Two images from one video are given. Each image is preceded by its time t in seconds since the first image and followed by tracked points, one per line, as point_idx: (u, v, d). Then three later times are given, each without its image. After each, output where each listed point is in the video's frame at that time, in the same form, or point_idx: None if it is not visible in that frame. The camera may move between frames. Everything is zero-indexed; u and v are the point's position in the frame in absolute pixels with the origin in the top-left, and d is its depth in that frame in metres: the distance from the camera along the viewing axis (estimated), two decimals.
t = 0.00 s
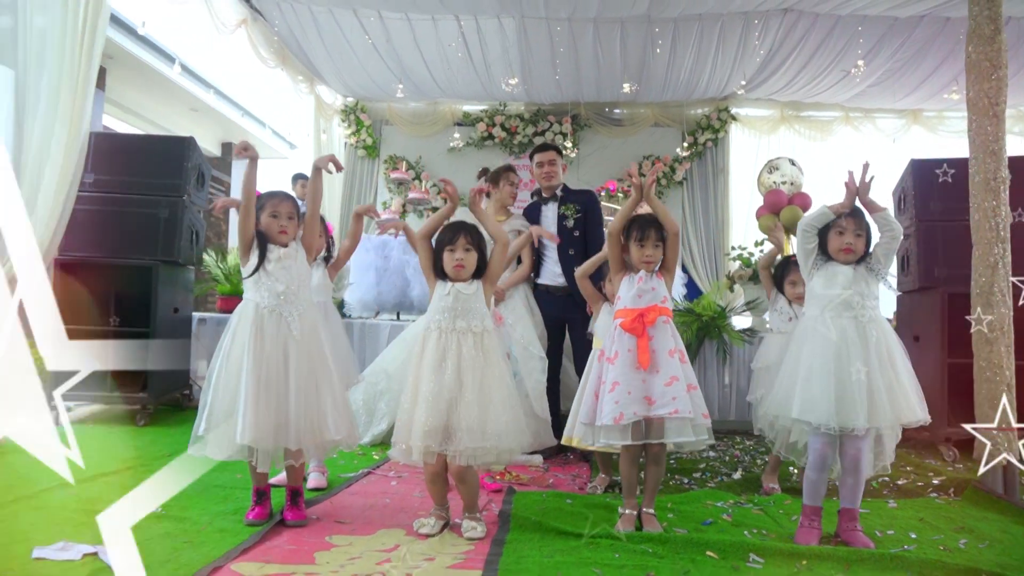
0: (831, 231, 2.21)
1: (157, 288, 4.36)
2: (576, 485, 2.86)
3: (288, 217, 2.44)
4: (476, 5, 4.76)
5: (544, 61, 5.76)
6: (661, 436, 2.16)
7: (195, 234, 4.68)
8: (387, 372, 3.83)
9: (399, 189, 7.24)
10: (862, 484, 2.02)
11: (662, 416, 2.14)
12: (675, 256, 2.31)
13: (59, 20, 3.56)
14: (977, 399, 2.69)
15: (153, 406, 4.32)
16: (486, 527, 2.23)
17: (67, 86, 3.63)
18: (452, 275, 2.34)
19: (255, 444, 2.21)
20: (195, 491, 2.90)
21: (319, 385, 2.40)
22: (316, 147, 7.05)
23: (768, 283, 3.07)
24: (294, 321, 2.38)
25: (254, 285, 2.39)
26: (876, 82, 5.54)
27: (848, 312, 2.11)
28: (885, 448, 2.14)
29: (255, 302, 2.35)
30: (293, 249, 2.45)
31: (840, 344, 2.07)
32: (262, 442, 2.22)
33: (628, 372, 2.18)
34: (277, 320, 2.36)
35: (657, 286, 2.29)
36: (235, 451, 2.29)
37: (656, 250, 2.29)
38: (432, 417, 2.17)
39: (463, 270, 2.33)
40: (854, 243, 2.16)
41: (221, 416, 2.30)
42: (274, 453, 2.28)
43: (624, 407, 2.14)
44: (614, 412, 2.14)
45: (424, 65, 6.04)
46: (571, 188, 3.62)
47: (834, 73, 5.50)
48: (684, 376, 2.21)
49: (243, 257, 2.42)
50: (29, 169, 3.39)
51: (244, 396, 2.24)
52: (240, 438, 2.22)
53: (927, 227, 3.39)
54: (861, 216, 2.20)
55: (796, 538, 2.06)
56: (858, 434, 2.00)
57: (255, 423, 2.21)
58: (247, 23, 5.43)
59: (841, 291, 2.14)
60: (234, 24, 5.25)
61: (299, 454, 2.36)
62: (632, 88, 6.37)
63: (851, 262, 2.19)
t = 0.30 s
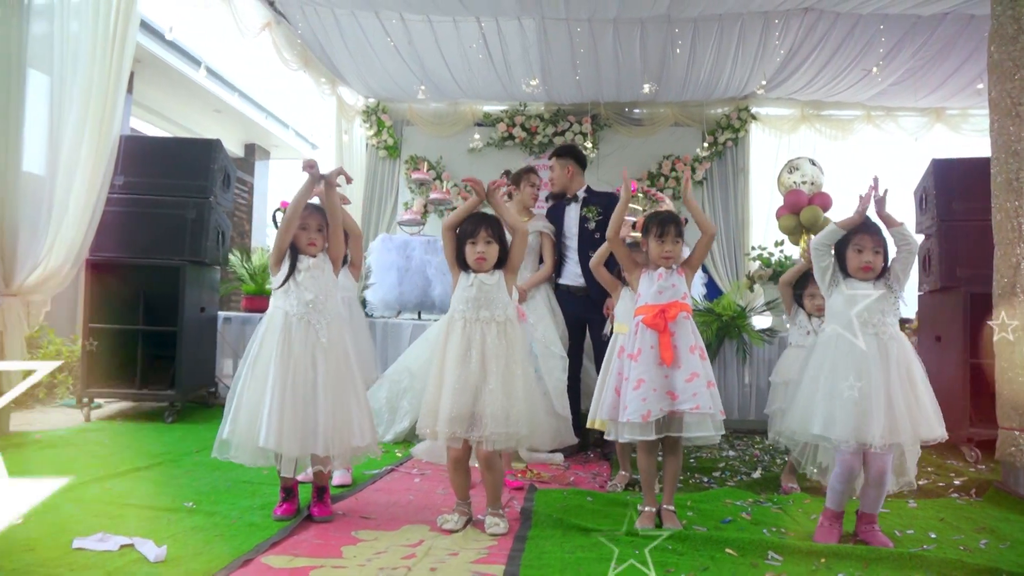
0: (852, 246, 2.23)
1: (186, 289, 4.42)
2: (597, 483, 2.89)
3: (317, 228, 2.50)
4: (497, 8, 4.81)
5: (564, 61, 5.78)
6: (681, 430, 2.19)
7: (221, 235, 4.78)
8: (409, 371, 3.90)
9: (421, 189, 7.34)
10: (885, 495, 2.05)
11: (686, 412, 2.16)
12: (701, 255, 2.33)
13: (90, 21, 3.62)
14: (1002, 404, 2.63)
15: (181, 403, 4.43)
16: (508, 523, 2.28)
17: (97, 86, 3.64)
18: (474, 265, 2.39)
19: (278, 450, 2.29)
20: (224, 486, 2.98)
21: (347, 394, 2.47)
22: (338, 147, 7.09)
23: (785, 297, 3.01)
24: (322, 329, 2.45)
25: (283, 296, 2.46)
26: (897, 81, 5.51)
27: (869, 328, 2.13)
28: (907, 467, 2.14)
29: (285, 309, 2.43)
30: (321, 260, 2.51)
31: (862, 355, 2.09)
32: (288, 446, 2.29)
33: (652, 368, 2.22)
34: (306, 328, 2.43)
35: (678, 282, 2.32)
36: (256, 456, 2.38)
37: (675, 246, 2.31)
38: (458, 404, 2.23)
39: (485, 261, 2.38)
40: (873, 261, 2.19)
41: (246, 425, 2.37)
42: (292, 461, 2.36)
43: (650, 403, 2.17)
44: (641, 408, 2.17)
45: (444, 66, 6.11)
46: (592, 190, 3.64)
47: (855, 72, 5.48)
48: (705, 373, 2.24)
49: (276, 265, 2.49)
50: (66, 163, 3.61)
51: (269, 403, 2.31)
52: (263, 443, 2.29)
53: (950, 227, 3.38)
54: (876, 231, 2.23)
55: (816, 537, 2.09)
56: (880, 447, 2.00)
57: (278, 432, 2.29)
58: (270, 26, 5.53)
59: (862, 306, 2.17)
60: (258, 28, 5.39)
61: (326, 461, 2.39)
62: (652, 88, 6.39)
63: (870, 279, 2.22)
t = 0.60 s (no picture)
0: (867, 233, 2.23)
1: (210, 289, 4.53)
2: (614, 482, 2.93)
3: (346, 222, 2.56)
4: (515, 10, 4.85)
5: (581, 63, 5.80)
6: (691, 435, 2.25)
7: (243, 237, 4.87)
8: (428, 371, 3.96)
9: (438, 191, 7.38)
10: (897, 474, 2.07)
11: (695, 419, 2.21)
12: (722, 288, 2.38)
13: (117, 28, 3.77)
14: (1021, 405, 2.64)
15: (204, 403, 4.53)
16: (527, 521, 2.32)
17: (126, 93, 3.83)
18: (495, 246, 2.43)
19: (312, 440, 2.34)
20: (248, 484, 3.05)
21: (372, 389, 2.54)
22: (357, 149, 7.12)
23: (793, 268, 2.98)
24: (350, 324, 2.51)
25: (312, 291, 2.52)
26: (916, 80, 5.50)
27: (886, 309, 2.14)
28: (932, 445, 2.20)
29: (314, 303, 2.50)
30: (350, 253, 2.57)
31: (879, 340, 2.12)
32: (321, 436, 2.35)
33: (668, 373, 2.25)
34: (336, 321, 2.49)
35: (697, 289, 2.34)
36: (293, 446, 2.42)
37: (696, 245, 2.32)
38: (480, 382, 2.28)
39: (507, 241, 2.42)
40: (891, 245, 2.20)
41: (279, 414, 2.42)
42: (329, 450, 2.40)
43: (667, 409, 2.20)
44: (659, 414, 2.20)
45: (462, 69, 6.16)
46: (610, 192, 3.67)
47: (874, 72, 5.45)
48: (716, 382, 2.26)
49: (303, 261, 2.56)
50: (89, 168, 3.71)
51: (303, 393, 2.37)
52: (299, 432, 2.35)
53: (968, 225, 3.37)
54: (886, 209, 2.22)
55: (832, 536, 2.11)
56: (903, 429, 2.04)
57: (312, 421, 2.35)
58: (290, 31, 5.62)
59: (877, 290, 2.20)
60: (278, 32, 5.51)
61: (351, 450, 2.47)
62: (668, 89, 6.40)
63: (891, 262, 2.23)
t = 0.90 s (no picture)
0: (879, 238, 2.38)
1: (228, 290, 4.63)
2: (628, 482, 2.96)
3: (369, 226, 2.60)
4: (530, 14, 4.90)
5: (595, 64, 5.83)
6: (700, 442, 2.28)
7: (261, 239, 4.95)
8: (444, 372, 4.01)
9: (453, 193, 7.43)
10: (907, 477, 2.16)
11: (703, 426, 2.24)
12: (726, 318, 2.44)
13: (140, 37, 3.90)
14: None
15: (223, 403, 4.61)
16: (542, 520, 2.36)
17: (147, 105, 3.99)
18: (512, 249, 2.48)
19: (345, 448, 2.43)
20: (268, 483, 3.12)
21: (396, 398, 2.60)
22: (373, 152, 7.32)
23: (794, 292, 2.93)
24: (375, 335, 2.58)
25: (334, 302, 2.59)
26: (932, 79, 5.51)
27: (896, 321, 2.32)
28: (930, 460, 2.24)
29: (339, 316, 2.56)
30: (375, 266, 2.67)
31: (881, 355, 2.26)
32: (352, 443, 2.45)
33: (678, 381, 2.29)
34: (359, 331, 2.56)
35: (708, 298, 2.37)
36: (321, 455, 2.47)
37: (707, 249, 2.35)
38: (490, 387, 2.35)
39: (523, 244, 2.46)
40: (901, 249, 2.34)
41: (312, 423, 2.49)
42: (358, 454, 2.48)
43: (675, 416, 2.25)
44: (666, 420, 2.24)
45: (477, 71, 6.22)
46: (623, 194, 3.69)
47: (890, 72, 5.50)
48: (724, 391, 2.29)
49: (321, 266, 2.61)
50: (110, 175, 3.84)
51: (334, 398, 2.45)
52: (331, 443, 2.44)
53: (983, 227, 3.36)
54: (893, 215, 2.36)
55: (845, 535, 2.16)
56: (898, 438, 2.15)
57: (344, 431, 2.43)
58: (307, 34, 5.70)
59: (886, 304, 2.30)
60: (295, 36, 5.54)
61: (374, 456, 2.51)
62: (683, 90, 6.41)
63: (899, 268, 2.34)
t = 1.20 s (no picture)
0: (884, 252, 2.25)
1: (243, 292, 4.70)
2: (638, 481, 2.99)
3: (383, 230, 2.64)
4: (541, 17, 4.93)
5: (606, 67, 5.87)
6: (712, 447, 2.32)
7: (275, 241, 5.02)
8: (456, 373, 4.05)
9: (466, 194, 7.49)
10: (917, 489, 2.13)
11: (713, 432, 2.27)
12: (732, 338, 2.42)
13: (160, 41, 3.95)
14: None
15: (238, 402, 4.68)
16: (553, 518, 2.40)
17: (165, 106, 3.96)
18: (522, 265, 2.51)
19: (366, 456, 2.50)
20: (284, 481, 3.18)
21: (409, 406, 2.67)
22: (385, 153, 7.28)
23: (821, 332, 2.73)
24: (386, 341, 2.65)
25: (348, 313, 2.65)
26: (945, 79, 5.51)
27: (894, 335, 2.20)
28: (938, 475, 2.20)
29: (352, 325, 2.62)
30: (386, 273, 2.71)
31: (881, 368, 2.18)
32: (371, 450, 2.51)
33: (682, 389, 2.33)
34: (372, 340, 2.62)
35: (711, 305, 2.39)
36: (341, 459, 2.53)
37: (710, 256, 2.37)
38: (500, 406, 2.40)
39: (533, 260, 2.50)
40: (909, 264, 2.22)
41: (332, 432, 2.54)
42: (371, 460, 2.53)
43: (678, 423, 2.29)
44: (671, 426, 2.29)
45: (488, 74, 6.28)
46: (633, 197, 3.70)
47: (901, 72, 5.53)
48: (733, 396, 2.32)
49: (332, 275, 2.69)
50: (129, 176, 3.86)
51: (352, 416, 2.51)
52: (352, 450, 2.50)
53: (994, 228, 3.41)
54: (901, 227, 2.23)
55: (852, 534, 2.18)
56: (896, 456, 2.10)
57: (364, 439, 2.50)
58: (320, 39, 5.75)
59: (886, 317, 2.23)
60: (310, 39, 5.58)
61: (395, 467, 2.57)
62: (694, 91, 6.43)
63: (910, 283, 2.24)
